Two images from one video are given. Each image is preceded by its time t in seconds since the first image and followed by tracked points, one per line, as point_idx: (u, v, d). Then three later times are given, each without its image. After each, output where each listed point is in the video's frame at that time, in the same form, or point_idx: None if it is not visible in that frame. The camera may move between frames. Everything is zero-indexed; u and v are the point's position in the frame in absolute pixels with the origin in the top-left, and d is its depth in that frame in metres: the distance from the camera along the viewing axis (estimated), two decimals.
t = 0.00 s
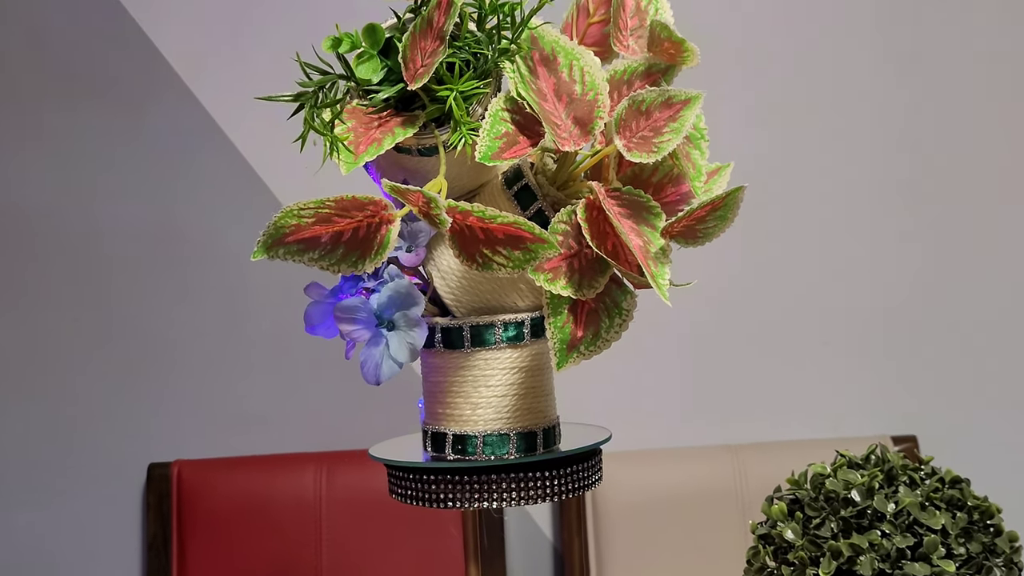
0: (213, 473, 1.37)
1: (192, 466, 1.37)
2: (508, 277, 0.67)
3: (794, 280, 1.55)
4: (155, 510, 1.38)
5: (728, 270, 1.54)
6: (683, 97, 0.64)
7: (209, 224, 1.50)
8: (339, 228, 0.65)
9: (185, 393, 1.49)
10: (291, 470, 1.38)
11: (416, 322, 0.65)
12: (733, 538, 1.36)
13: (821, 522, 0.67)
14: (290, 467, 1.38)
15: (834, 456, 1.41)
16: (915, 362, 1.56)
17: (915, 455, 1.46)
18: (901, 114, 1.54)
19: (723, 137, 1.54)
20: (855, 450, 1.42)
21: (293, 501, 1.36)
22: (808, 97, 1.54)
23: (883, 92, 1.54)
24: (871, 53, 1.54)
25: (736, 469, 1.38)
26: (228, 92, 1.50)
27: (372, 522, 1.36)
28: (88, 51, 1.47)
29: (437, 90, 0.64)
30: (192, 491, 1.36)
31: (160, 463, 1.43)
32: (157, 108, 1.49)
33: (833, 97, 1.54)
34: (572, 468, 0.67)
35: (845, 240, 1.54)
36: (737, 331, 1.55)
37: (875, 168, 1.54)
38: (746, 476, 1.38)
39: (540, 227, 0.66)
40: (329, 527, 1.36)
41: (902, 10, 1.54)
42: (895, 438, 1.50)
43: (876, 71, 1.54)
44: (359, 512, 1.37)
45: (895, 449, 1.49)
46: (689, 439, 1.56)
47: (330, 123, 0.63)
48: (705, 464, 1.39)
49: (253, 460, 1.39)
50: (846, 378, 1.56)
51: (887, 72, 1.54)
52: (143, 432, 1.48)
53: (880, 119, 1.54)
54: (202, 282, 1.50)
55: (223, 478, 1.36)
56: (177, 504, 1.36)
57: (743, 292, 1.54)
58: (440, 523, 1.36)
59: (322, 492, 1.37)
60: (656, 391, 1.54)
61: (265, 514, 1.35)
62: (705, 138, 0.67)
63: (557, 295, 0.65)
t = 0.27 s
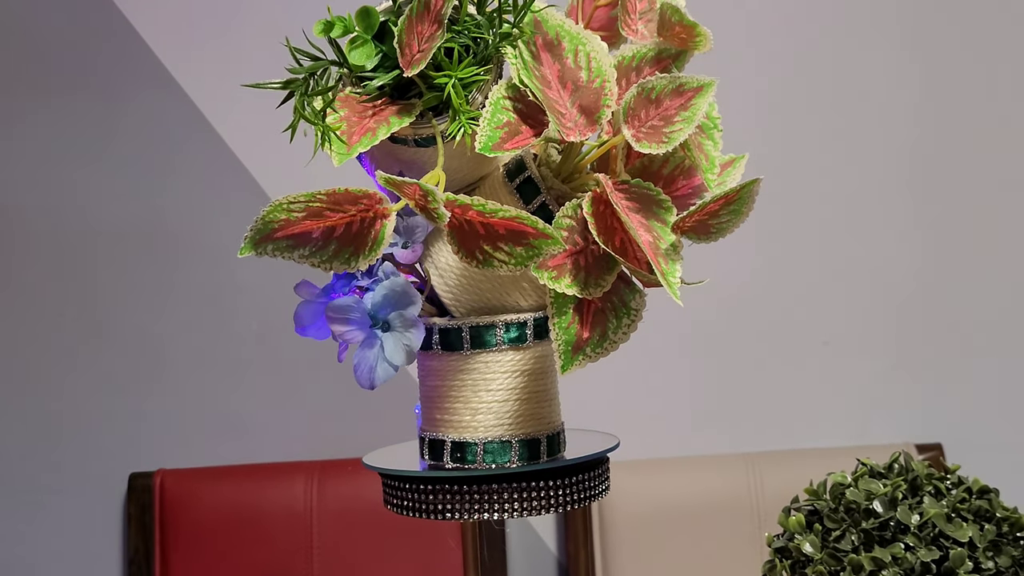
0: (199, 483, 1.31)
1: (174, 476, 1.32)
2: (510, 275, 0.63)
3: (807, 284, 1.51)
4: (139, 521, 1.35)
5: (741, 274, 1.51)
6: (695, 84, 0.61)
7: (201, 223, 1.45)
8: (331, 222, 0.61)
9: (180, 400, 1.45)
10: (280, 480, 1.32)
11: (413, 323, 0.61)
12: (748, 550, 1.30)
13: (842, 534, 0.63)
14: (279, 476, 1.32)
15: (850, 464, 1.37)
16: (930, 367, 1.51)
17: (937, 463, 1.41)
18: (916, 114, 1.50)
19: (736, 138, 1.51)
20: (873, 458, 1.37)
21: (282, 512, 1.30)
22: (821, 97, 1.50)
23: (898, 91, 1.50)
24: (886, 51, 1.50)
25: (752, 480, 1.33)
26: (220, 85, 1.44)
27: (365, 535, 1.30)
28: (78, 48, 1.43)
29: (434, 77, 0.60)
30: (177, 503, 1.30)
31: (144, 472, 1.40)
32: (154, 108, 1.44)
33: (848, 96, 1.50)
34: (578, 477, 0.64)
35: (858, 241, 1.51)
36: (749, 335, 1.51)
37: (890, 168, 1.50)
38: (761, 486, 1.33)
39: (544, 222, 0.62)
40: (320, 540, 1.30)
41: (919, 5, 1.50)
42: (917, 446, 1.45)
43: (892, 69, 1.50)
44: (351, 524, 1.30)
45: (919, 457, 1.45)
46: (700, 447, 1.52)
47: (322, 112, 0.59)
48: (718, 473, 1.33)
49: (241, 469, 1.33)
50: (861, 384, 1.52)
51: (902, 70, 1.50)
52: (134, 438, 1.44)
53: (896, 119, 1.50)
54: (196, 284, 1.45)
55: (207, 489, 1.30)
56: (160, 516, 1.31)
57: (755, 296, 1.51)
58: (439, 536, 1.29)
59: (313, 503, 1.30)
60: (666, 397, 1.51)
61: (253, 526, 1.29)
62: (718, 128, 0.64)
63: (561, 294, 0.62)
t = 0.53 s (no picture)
0: (191, 490, 1.28)
1: (164, 480, 1.30)
2: (511, 272, 0.61)
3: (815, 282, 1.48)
4: (127, 527, 1.30)
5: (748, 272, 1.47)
6: (703, 75, 0.59)
7: (197, 222, 1.43)
8: (326, 218, 0.59)
9: (179, 402, 1.43)
10: (274, 485, 1.29)
11: (411, 321, 0.59)
12: (758, 555, 1.27)
13: (854, 540, 0.61)
14: (272, 481, 1.30)
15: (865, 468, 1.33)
16: (939, 369, 1.49)
17: (954, 467, 1.37)
18: (923, 111, 1.47)
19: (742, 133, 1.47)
20: (888, 462, 1.33)
21: (276, 518, 1.28)
22: (830, 91, 1.47)
23: (905, 88, 1.47)
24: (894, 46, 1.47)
25: (762, 485, 1.29)
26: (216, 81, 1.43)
27: (360, 542, 1.28)
28: (72, 43, 1.40)
29: (433, 67, 0.58)
30: (168, 510, 1.28)
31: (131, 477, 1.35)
32: (152, 105, 1.42)
33: (855, 91, 1.47)
34: (581, 481, 0.61)
35: (866, 239, 1.47)
36: (756, 335, 1.47)
37: (898, 166, 1.47)
38: (772, 491, 1.29)
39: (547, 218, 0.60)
40: (314, 546, 1.28)
41: None
42: (935, 450, 1.41)
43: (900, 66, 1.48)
44: (346, 530, 1.28)
45: (936, 462, 1.40)
46: (705, 451, 1.48)
47: (316, 103, 0.57)
48: (728, 479, 1.29)
49: (234, 474, 1.31)
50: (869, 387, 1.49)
51: (909, 67, 1.47)
52: (129, 440, 1.41)
53: (903, 116, 1.47)
54: (192, 284, 1.43)
55: (199, 494, 1.28)
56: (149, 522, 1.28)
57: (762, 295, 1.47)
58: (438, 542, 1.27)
59: (307, 509, 1.28)
60: (673, 398, 1.46)
61: (245, 532, 1.27)
62: (727, 120, 0.62)
63: (564, 292, 0.60)
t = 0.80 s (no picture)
0: (182, 494, 1.26)
1: (156, 484, 1.27)
2: (513, 267, 0.59)
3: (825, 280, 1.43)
4: (116, 534, 1.27)
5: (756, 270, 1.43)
6: (711, 63, 0.57)
7: (188, 220, 1.39)
8: (322, 212, 0.57)
9: (171, 404, 1.39)
10: (269, 489, 1.27)
11: (410, 319, 0.58)
12: (768, 561, 1.24)
13: (868, 545, 0.59)
14: (267, 486, 1.27)
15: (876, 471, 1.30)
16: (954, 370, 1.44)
17: (971, 470, 1.34)
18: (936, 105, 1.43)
19: (751, 126, 1.43)
20: (903, 465, 1.30)
21: (271, 523, 1.26)
22: (843, 84, 1.43)
23: (919, 81, 1.43)
24: (908, 37, 1.43)
25: (772, 488, 1.27)
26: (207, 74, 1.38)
27: (357, 548, 1.25)
28: (62, 37, 1.37)
29: (432, 56, 0.56)
30: (159, 515, 1.25)
31: (122, 480, 1.33)
32: (142, 100, 1.38)
33: (869, 83, 1.42)
34: (586, 484, 0.59)
35: (878, 237, 1.43)
36: (763, 334, 1.43)
37: (912, 160, 1.43)
38: (782, 494, 1.27)
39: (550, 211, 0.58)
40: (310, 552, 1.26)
41: None
42: (949, 453, 1.38)
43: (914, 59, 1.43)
44: (342, 536, 1.26)
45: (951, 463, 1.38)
46: (714, 454, 1.44)
47: (311, 94, 0.55)
48: (736, 482, 1.27)
49: (228, 478, 1.28)
50: (881, 387, 1.44)
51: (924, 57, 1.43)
52: (121, 444, 1.38)
53: (915, 110, 1.43)
54: (183, 283, 1.39)
55: (192, 499, 1.26)
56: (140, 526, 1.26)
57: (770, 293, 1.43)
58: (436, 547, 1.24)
59: (302, 515, 1.26)
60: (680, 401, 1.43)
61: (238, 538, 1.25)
62: (736, 110, 0.60)
63: (568, 288, 0.58)
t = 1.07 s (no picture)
0: (172, 499, 1.20)
1: (145, 490, 1.21)
2: (518, 262, 0.57)
3: (850, 278, 1.35)
4: (104, 542, 1.22)
5: (777, 266, 1.34)
6: (723, 50, 0.55)
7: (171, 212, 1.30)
8: (319, 205, 0.55)
9: (155, 412, 1.30)
10: (263, 494, 1.21)
11: (410, 316, 0.55)
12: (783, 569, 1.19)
13: (886, 551, 0.57)
14: (261, 490, 1.22)
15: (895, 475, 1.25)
16: (985, 372, 1.36)
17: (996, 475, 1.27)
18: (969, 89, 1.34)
19: (773, 113, 1.33)
20: (925, 469, 1.25)
21: (264, 529, 1.20)
22: (869, 63, 1.33)
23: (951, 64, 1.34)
24: (939, 13, 1.33)
25: (787, 493, 1.22)
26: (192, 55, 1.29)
27: (353, 556, 1.20)
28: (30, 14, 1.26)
29: (433, 42, 0.54)
30: (148, 521, 1.19)
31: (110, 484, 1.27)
32: (122, 86, 1.28)
33: (895, 63, 1.33)
34: (593, 488, 0.57)
35: (901, 230, 1.34)
36: (782, 335, 1.35)
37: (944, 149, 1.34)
38: (798, 499, 1.22)
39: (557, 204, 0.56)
40: (305, 560, 1.20)
41: None
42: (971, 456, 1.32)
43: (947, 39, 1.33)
44: (338, 544, 1.20)
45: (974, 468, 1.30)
46: (726, 459, 1.36)
47: (308, 81, 0.53)
48: (749, 488, 1.22)
49: (221, 482, 1.22)
50: (908, 391, 1.36)
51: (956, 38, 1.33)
52: (97, 452, 1.29)
53: (945, 92, 1.34)
54: (166, 279, 1.30)
55: (182, 504, 1.20)
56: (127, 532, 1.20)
57: (792, 292, 1.35)
58: (438, 553, 1.20)
59: (298, 521, 1.20)
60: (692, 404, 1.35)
61: (230, 545, 1.19)
62: (749, 99, 0.58)
63: (575, 284, 0.56)
